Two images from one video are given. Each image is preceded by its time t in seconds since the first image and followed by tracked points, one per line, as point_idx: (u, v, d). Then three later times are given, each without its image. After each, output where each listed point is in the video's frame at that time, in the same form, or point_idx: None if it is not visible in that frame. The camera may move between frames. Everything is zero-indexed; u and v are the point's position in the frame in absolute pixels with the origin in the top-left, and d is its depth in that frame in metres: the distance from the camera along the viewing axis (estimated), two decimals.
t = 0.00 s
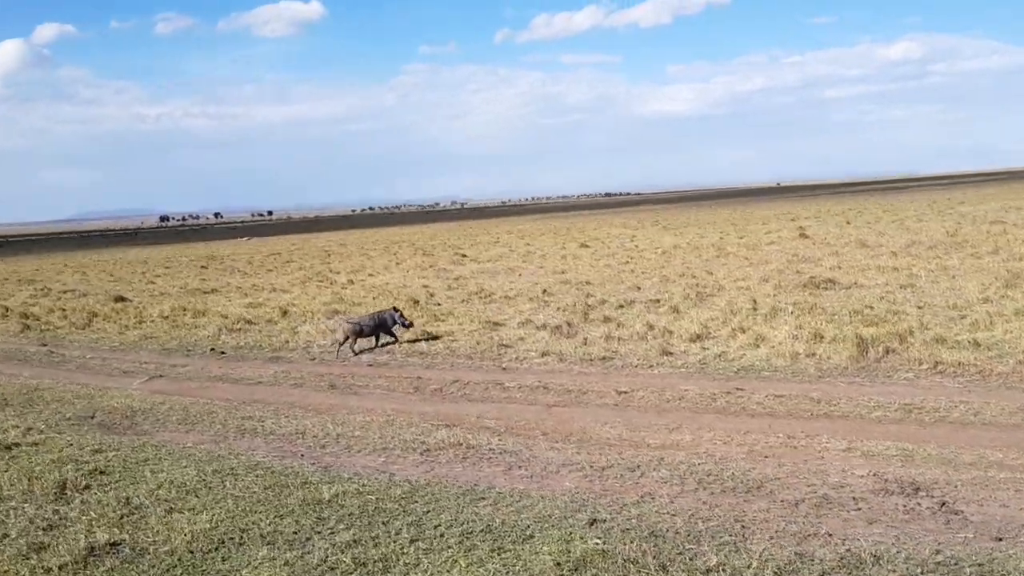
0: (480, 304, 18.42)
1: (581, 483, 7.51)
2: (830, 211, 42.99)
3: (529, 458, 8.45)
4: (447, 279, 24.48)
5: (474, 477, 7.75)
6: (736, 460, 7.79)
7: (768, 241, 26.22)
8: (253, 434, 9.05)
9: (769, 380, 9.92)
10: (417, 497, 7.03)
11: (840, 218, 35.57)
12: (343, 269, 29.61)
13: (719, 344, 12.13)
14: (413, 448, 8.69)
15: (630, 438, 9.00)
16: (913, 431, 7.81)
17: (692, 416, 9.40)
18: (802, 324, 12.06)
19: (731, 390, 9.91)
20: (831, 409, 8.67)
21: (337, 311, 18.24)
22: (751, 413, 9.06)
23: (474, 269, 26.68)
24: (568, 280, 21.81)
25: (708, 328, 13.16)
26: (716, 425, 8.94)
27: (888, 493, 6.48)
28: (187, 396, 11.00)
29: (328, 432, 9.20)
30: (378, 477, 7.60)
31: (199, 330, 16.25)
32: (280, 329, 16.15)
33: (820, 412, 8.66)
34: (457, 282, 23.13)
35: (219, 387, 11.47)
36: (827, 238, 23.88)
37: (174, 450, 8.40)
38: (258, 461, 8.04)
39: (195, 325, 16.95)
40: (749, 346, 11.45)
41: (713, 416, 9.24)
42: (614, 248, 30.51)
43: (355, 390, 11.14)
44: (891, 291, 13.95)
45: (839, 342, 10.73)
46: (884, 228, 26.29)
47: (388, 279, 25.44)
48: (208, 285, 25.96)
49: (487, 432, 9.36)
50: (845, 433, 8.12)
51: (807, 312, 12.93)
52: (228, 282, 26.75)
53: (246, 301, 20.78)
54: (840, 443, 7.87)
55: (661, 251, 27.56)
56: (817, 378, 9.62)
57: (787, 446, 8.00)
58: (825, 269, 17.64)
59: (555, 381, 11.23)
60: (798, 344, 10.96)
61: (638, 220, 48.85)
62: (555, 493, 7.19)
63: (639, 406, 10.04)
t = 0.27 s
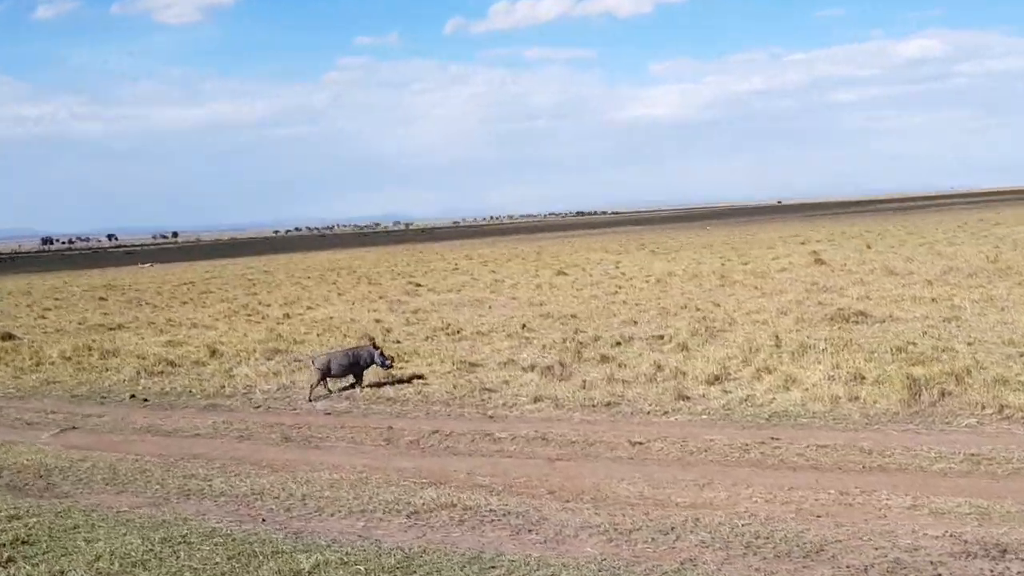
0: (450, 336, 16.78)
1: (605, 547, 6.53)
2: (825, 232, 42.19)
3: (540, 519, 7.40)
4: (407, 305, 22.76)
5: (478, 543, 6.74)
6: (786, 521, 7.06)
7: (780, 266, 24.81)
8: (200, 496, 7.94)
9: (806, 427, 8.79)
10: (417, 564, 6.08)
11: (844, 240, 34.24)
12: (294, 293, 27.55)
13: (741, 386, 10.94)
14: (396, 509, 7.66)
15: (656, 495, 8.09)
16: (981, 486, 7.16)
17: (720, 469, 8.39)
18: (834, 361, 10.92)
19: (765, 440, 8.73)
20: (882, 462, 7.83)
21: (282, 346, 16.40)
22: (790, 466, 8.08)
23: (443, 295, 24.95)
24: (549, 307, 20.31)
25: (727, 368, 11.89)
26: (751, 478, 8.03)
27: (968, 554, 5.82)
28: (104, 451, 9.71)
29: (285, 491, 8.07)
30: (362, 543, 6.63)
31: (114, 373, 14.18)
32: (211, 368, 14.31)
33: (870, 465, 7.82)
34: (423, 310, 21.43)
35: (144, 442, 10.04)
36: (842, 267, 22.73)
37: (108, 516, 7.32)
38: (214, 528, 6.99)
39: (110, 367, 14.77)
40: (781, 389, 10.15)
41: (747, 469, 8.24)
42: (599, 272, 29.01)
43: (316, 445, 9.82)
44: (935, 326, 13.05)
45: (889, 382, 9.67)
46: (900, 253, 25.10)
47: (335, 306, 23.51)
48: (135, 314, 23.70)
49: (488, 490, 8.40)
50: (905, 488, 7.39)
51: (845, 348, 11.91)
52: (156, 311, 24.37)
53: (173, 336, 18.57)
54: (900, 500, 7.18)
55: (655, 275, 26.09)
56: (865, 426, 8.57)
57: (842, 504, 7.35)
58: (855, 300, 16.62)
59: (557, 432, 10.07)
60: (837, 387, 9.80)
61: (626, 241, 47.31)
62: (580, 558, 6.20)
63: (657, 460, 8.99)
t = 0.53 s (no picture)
0: (419, 358, 15.66)
1: None
2: (828, 237, 41.34)
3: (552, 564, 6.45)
4: (365, 323, 21.57)
5: None
6: (840, 563, 6.28)
7: (794, 275, 23.69)
8: (155, 539, 6.94)
9: (852, 459, 7.81)
10: None
11: (854, 246, 33.20)
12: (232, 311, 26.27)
13: (768, 412, 9.95)
14: (384, 552, 6.67)
15: (684, 536, 7.16)
16: None
17: (754, 506, 7.42)
18: (875, 383, 9.95)
19: (804, 473, 7.74)
20: (941, 496, 6.96)
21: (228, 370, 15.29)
22: (835, 502, 7.14)
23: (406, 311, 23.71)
24: (533, 324, 19.19)
25: (750, 394, 10.90)
26: (791, 516, 7.11)
27: None
28: (33, 490, 8.67)
29: (250, 533, 7.06)
30: None
31: (36, 403, 13.09)
32: (148, 398, 13.22)
33: (929, 500, 6.93)
34: (382, 330, 20.25)
35: (81, 479, 8.97)
36: (860, 277, 21.72)
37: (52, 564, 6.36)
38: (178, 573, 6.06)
39: (29, 396, 13.65)
40: (817, 416, 9.16)
41: (785, 506, 7.29)
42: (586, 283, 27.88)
43: (280, 480, 8.81)
44: (986, 344, 12.17)
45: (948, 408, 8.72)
46: (924, 262, 24.06)
47: (279, 325, 22.27)
48: (47, 336, 22.33)
49: (487, 532, 7.44)
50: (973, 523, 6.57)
51: (889, 367, 11.01)
52: (73, 333, 23.06)
53: (99, 360, 17.39)
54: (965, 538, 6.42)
55: (649, 286, 24.97)
56: (919, 457, 7.63)
57: (901, 544, 6.50)
58: (888, 313, 15.67)
59: (560, 466, 9.05)
60: (883, 413, 8.82)
61: (616, 249, 46.15)
62: None
63: (679, 496, 8.00)
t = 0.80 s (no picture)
0: (390, 356, 15.04)
1: None
2: (830, 219, 40.77)
3: None
4: (326, 318, 20.91)
5: None
6: None
7: (801, 261, 23.07)
8: (111, 556, 6.60)
9: (879, 463, 7.28)
10: None
11: (864, 228, 32.67)
12: (176, 305, 25.55)
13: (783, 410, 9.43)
14: (366, 569, 6.34)
15: (699, 548, 6.55)
16: None
17: (775, 514, 6.82)
18: (901, 378, 9.49)
19: (828, 476, 7.21)
20: (980, 501, 6.39)
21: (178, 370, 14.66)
22: (863, 509, 6.56)
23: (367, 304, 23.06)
24: (513, 316, 18.56)
25: (762, 391, 10.36)
26: (815, 525, 6.52)
27: None
28: None
29: (216, 549, 6.71)
30: None
31: None
32: (91, 401, 12.57)
33: (966, 506, 6.35)
34: (344, 325, 19.61)
35: (23, 492, 8.46)
36: (872, 263, 21.15)
37: None
38: None
39: None
40: (836, 415, 8.66)
41: (808, 514, 6.70)
42: (568, 270, 27.22)
43: (243, 489, 8.32)
44: (1017, 335, 11.69)
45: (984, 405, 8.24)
46: (943, 246, 23.47)
47: (229, 320, 21.54)
48: None
49: (478, 545, 6.91)
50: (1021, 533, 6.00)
51: (916, 361, 10.52)
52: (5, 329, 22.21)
53: (29, 361, 16.71)
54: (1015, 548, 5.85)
55: (640, 274, 24.34)
56: (951, 460, 7.11)
57: (940, 555, 5.92)
58: (909, 303, 15.13)
59: (556, 472, 8.42)
60: (910, 411, 8.33)
61: (601, 233, 45.45)
62: None
63: (690, 504, 7.37)
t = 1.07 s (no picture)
0: (358, 349, 14.68)
1: None
2: (822, 202, 40.50)
3: None
4: (283, 309, 20.51)
5: None
6: None
7: (799, 247, 22.77)
8: (63, 569, 6.64)
9: (893, 461, 7.07)
10: None
11: (864, 212, 32.44)
12: (110, 295, 24.92)
13: (786, 406, 9.20)
14: None
15: (705, 553, 6.21)
16: None
17: (785, 517, 6.53)
18: (912, 371, 9.43)
19: (839, 477, 6.96)
20: (1002, 501, 6.12)
21: (124, 365, 14.31)
22: (878, 511, 6.29)
23: (325, 294, 22.66)
24: (488, 307, 18.20)
25: (765, 386, 10.09)
26: (828, 529, 6.23)
27: None
28: None
29: (180, 557, 6.78)
30: None
31: None
32: (26, 400, 12.19)
33: (988, 506, 6.07)
34: (302, 316, 19.23)
35: None
36: (874, 250, 20.87)
37: None
38: None
39: None
40: (845, 411, 8.61)
41: (820, 516, 6.42)
42: (545, 257, 26.82)
43: (208, 496, 8.15)
44: None
45: (1001, 399, 8.19)
46: (948, 231, 23.20)
47: (174, 311, 21.08)
48: None
49: (467, 553, 6.63)
50: None
51: (927, 353, 10.36)
52: None
53: None
54: None
55: (624, 261, 23.97)
56: (969, 458, 6.91)
57: (962, 557, 5.59)
58: (916, 291, 14.88)
59: (547, 473, 8.04)
60: (923, 406, 8.20)
61: (579, 218, 45.00)
62: None
63: (694, 507, 7.00)
